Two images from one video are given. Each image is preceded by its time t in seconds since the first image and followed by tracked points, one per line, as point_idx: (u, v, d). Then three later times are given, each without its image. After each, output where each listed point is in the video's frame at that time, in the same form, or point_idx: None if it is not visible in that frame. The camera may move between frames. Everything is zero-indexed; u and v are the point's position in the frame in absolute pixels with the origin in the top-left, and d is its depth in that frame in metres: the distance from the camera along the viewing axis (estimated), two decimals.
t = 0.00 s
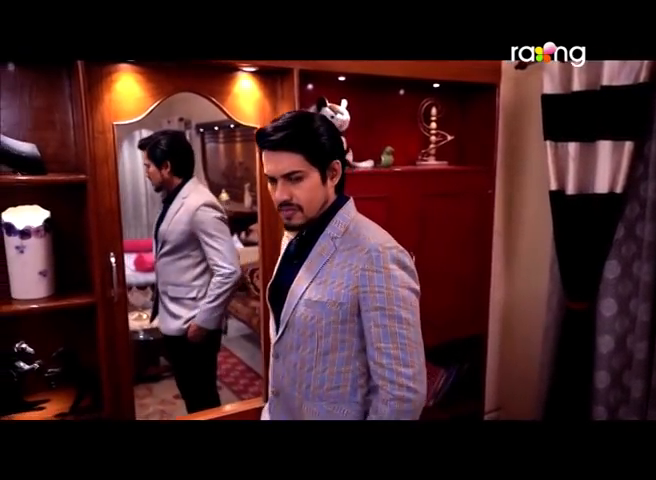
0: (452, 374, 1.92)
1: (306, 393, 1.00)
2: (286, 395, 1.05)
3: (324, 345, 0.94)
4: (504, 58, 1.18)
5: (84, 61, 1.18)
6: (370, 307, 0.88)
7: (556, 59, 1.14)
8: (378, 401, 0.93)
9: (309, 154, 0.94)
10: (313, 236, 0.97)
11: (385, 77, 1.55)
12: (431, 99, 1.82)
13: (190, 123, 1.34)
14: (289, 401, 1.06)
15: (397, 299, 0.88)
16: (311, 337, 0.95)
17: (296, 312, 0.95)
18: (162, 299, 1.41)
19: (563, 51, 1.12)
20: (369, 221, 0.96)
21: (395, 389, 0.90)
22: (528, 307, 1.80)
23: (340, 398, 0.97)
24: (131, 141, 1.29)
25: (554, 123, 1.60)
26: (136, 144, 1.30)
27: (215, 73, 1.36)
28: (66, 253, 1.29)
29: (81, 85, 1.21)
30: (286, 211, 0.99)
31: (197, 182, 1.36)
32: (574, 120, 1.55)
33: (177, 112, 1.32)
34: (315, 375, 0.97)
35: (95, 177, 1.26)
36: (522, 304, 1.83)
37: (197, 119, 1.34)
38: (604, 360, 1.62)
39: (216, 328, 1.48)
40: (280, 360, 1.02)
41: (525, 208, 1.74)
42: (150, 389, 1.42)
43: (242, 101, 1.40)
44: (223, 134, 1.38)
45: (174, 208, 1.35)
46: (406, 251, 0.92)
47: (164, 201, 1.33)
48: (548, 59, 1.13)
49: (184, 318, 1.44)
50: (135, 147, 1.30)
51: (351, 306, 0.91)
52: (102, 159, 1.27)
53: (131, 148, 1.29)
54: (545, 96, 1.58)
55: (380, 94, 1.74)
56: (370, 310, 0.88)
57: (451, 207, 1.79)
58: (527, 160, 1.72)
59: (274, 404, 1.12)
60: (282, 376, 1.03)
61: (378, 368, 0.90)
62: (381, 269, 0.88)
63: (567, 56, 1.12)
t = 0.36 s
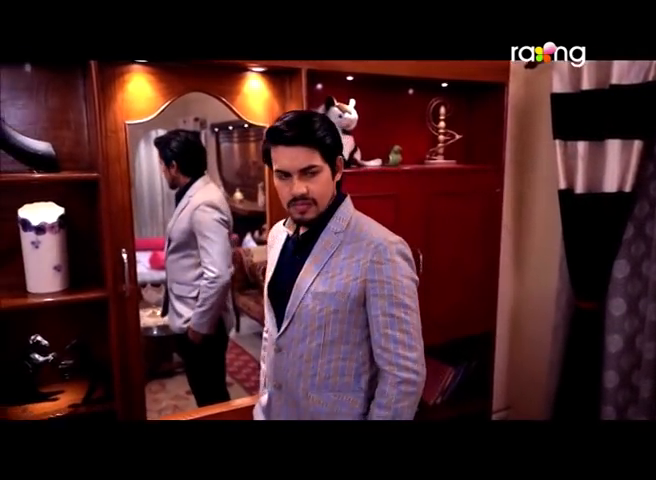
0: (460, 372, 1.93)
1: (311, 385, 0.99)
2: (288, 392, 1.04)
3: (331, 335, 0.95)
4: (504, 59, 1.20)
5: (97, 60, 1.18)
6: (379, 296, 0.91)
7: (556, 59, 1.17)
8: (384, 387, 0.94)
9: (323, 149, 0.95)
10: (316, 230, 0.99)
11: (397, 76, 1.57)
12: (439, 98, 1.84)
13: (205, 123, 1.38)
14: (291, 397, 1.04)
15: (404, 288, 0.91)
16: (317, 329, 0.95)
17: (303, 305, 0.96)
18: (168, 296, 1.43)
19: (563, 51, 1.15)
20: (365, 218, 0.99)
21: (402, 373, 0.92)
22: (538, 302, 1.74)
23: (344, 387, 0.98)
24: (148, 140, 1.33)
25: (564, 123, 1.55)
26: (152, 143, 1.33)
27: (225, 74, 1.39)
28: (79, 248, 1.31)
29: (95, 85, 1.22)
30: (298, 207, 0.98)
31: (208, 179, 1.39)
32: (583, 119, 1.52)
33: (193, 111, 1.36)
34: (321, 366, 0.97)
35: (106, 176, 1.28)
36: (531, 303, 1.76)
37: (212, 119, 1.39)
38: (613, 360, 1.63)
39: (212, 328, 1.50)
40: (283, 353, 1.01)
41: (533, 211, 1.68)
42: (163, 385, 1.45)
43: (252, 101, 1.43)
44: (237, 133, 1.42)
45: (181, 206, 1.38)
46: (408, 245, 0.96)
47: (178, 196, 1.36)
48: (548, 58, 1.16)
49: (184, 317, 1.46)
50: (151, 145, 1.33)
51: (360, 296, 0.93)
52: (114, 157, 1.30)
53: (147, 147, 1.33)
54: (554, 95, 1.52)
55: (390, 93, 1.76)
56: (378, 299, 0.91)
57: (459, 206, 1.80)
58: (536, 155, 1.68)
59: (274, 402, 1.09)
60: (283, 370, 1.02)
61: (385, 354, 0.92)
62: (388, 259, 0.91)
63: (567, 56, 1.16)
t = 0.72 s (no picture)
0: (467, 370, 1.94)
1: (317, 374, 1.01)
2: (294, 384, 1.05)
3: (336, 326, 0.97)
4: (505, 59, 1.22)
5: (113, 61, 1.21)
6: (382, 286, 0.94)
7: (557, 59, 1.20)
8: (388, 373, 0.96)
9: (327, 146, 0.97)
10: (319, 226, 1.01)
11: (406, 76, 1.59)
12: (448, 98, 1.85)
13: (217, 122, 1.42)
14: (296, 389, 1.05)
15: (405, 278, 0.94)
16: (323, 320, 0.97)
17: (308, 298, 0.98)
18: (179, 294, 1.47)
19: (563, 51, 1.17)
20: (363, 213, 1.01)
21: (406, 359, 0.95)
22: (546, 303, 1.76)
23: (350, 375, 1.00)
24: (161, 139, 1.36)
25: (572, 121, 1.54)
26: (164, 142, 1.37)
27: (235, 72, 1.41)
28: (94, 244, 1.35)
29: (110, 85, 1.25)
30: (304, 203, 1.00)
31: (217, 175, 1.43)
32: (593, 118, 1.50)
33: (205, 111, 1.39)
34: (327, 355, 0.99)
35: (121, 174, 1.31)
36: (539, 303, 1.76)
37: (224, 118, 1.42)
38: (621, 358, 1.63)
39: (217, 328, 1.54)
40: (290, 346, 1.02)
41: (541, 208, 1.69)
42: (174, 380, 1.48)
43: (262, 101, 1.45)
44: (249, 132, 1.45)
45: (190, 204, 1.42)
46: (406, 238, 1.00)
47: (188, 194, 1.41)
48: (548, 58, 1.18)
49: (193, 316, 1.50)
50: (164, 145, 1.37)
51: (364, 288, 0.95)
52: (128, 156, 1.33)
53: (160, 146, 1.36)
54: (562, 94, 1.49)
55: (398, 93, 1.78)
56: (381, 289, 0.94)
57: (465, 205, 1.81)
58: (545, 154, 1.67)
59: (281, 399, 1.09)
60: (289, 363, 1.04)
61: (389, 341, 0.95)
62: (391, 251, 0.94)
63: (567, 56, 1.18)
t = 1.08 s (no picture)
0: (473, 368, 1.93)
1: (323, 365, 1.03)
2: (300, 375, 1.07)
3: (341, 317, 1.00)
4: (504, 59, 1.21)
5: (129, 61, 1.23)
6: (384, 278, 0.96)
7: (557, 59, 1.20)
8: (391, 363, 0.98)
9: (328, 143, 1.00)
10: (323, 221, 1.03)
11: (413, 76, 1.61)
12: (456, 98, 1.86)
13: (228, 122, 1.45)
14: (303, 380, 1.07)
15: (406, 270, 0.96)
16: (328, 312, 1.00)
17: (313, 291, 1.00)
18: (191, 293, 1.50)
19: (563, 51, 1.18)
20: (365, 208, 1.04)
21: (408, 349, 0.97)
22: (553, 305, 1.81)
23: (354, 366, 1.03)
24: (173, 139, 1.39)
25: (579, 120, 1.56)
26: (176, 142, 1.39)
27: (247, 72, 1.43)
28: (109, 240, 1.38)
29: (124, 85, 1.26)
30: (308, 200, 1.02)
31: (228, 175, 1.49)
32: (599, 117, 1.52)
33: (216, 111, 1.42)
34: (332, 346, 1.02)
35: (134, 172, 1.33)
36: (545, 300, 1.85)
37: (235, 118, 1.45)
38: (628, 356, 1.62)
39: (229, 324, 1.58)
40: (296, 338, 1.04)
41: (550, 209, 1.76)
42: (186, 376, 1.49)
43: (272, 101, 1.47)
44: (260, 132, 1.49)
45: (203, 204, 1.47)
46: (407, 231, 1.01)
47: (199, 194, 1.46)
48: (549, 58, 1.18)
49: (205, 313, 1.55)
50: (175, 144, 1.39)
51: (366, 280, 0.97)
52: (141, 154, 1.34)
53: (171, 146, 1.39)
54: (570, 94, 1.54)
55: (407, 93, 1.80)
56: (383, 281, 0.96)
57: (471, 205, 1.77)
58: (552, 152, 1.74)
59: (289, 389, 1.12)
60: (295, 355, 1.06)
61: (391, 332, 0.97)
62: (392, 244, 0.96)
63: (567, 55, 1.19)
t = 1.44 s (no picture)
0: (484, 366, 1.96)
1: (339, 358, 1.05)
2: (317, 368, 1.09)
3: (355, 312, 1.01)
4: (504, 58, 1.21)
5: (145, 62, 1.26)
6: (397, 274, 0.97)
7: (557, 59, 1.20)
8: (405, 357, 1.00)
9: (342, 142, 1.02)
10: (337, 218, 1.05)
11: (425, 75, 1.63)
12: (468, 97, 1.87)
13: (239, 122, 1.47)
14: (319, 373, 1.09)
15: (420, 266, 0.98)
16: (342, 307, 1.02)
17: (328, 286, 1.02)
18: (208, 290, 1.54)
19: (563, 51, 1.18)
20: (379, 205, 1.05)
21: (421, 343, 0.98)
22: (565, 300, 1.80)
23: (369, 359, 1.05)
24: (185, 139, 1.41)
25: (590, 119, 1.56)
26: (188, 141, 1.41)
27: (261, 72, 1.46)
28: (126, 236, 1.41)
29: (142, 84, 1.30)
30: (323, 197, 1.04)
31: (242, 174, 1.50)
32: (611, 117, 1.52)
33: (227, 111, 1.44)
34: (347, 340, 1.03)
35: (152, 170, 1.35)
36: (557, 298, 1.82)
37: (245, 118, 1.47)
38: (638, 355, 1.63)
39: (245, 320, 1.60)
40: (312, 332, 1.06)
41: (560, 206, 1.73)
42: (197, 373, 1.54)
43: (286, 101, 1.50)
44: (270, 132, 1.50)
45: (217, 202, 1.48)
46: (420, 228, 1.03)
47: (214, 192, 1.47)
48: (548, 58, 1.19)
49: (221, 309, 1.58)
50: (187, 144, 1.41)
51: (380, 276, 0.99)
52: (158, 152, 1.38)
53: (183, 145, 1.41)
54: (582, 93, 1.54)
55: (419, 92, 1.81)
56: (396, 277, 0.97)
57: (475, 201, 1.78)
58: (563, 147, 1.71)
59: (305, 382, 1.14)
60: (311, 348, 1.08)
61: (405, 326, 0.98)
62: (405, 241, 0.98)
63: (567, 55, 1.18)
